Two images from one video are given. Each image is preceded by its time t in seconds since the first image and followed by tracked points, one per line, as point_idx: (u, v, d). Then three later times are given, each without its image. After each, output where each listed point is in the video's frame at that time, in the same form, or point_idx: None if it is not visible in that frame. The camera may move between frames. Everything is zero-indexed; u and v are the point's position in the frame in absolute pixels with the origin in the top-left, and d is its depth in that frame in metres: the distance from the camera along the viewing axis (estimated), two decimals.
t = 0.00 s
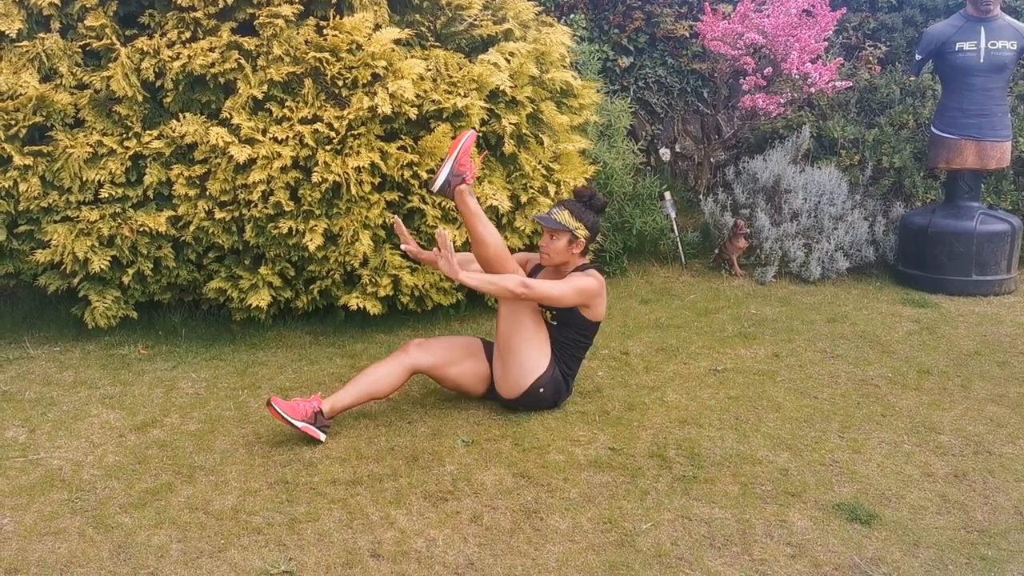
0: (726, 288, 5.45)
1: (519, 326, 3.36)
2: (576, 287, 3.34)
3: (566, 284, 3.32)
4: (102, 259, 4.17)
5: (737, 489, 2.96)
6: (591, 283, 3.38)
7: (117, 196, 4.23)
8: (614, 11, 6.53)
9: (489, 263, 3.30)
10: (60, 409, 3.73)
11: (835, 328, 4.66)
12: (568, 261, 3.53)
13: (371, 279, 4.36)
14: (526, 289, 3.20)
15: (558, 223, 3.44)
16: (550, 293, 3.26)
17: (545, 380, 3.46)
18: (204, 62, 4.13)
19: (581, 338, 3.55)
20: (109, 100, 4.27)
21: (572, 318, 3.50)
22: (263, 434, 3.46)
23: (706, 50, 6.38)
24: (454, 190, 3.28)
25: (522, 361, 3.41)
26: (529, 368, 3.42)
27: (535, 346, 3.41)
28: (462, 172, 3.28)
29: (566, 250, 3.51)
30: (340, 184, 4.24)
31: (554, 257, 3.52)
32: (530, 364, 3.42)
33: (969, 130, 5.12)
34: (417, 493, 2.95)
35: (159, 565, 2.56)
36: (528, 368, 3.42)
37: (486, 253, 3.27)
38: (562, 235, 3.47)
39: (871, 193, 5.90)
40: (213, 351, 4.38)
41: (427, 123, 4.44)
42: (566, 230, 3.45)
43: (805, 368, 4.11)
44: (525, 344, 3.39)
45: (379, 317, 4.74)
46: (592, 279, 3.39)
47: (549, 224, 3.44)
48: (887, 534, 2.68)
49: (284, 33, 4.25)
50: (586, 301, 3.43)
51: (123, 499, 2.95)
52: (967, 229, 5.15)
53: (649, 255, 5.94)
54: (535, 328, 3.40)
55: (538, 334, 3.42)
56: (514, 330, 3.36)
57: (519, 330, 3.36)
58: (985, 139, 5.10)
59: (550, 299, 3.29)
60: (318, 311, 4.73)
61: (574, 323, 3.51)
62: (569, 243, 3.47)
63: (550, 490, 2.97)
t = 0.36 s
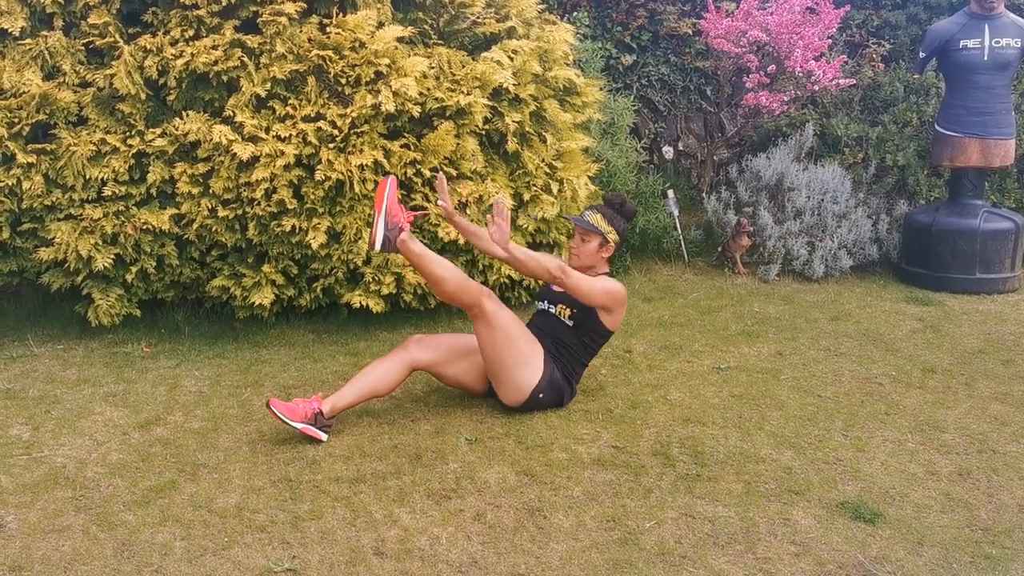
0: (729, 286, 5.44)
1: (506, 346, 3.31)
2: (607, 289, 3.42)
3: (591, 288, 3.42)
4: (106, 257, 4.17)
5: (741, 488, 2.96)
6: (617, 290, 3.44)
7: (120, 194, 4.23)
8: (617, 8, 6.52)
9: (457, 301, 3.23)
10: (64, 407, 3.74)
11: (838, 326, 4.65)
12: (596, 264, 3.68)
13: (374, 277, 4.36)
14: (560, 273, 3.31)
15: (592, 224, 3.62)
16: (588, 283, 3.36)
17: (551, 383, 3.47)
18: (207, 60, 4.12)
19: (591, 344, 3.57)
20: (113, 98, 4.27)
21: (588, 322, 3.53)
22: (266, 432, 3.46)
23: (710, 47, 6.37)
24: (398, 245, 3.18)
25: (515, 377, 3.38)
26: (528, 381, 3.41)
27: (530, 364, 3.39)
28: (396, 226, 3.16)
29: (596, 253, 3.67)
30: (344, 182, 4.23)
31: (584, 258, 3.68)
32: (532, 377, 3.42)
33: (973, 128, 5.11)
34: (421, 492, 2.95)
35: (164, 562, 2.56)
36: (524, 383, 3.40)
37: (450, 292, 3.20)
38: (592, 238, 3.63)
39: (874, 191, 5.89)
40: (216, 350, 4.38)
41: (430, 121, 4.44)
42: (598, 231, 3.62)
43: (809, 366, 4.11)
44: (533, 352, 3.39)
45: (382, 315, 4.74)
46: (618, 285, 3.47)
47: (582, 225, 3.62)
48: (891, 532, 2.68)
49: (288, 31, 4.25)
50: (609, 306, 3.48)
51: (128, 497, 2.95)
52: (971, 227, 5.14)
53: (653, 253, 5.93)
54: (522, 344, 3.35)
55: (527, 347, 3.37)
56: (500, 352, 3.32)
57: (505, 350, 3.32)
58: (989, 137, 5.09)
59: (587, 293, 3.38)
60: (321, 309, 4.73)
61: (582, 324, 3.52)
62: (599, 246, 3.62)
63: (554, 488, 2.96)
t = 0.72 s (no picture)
0: (730, 285, 5.44)
1: (498, 385, 3.41)
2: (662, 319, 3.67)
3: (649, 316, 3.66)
4: (107, 256, 4.17)
5: (742, 487, 2.95)
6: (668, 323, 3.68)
7: (121, 193, 4.23)
8: (619, 7, 6.52)
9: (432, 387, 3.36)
10: (65, 406, 3.74)
11: (840, 326, 4.65)
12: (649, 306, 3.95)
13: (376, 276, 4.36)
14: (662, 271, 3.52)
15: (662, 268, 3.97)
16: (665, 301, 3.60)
17: (552, 386, 3.52)
18: (209, 59, 4.12)
19: (611, 360, 3.73)
20: (114, 97, 4.27)
21: (621, 335, 3.74)
22: (267, 431, 3.46)
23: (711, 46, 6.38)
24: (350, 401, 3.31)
25: (517, 392, 3.44)
26: (529, 388, 3.45)
27: (526, 370, 3.44)
28: (336, 396, 3.27)
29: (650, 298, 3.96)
30: (345, 181, 4.23)
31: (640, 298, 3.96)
32: (533, 385, 3.46)
33: (974, 127, 5.10)
34: (422, 491, 2.95)
35: (164, 562, 2.57)
36: (526, 391, 3.45)
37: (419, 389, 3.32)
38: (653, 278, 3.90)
39: (875, 190, 5.88)
40: (218, 349, 4.38)
41: (432, 120, 4.44)
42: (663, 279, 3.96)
43: (810, 365, 4.10)
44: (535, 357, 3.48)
45: (384, 314, 4.74)
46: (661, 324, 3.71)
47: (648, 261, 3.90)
48: (892, 532, 2.68)
49: (289, 30, 4.26)
50: (652, 332, 3.70)
51: (128, 496, 2.95)
52: (973, 226, 5.13)
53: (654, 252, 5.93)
54: (510, 368, 3.40)
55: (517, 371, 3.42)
56: (495, 389, 3.42)
57: (498, 384, 3.40)
58: (990, 136, 5.08)
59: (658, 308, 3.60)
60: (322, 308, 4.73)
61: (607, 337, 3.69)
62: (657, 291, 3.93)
63: (555, 487, 2.97)
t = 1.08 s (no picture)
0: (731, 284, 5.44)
1: (498, 399, 3.41)
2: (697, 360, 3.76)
3: (690, 348, 3.76)
4: (107, 255, 4.17)
5: (742, 486, 2.96)
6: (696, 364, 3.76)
7: (122, 192, 4.23)
8: (619, 6, 6.53)
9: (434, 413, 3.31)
10: (66, 405, 3.74)
11: (840, 325, 4.65)
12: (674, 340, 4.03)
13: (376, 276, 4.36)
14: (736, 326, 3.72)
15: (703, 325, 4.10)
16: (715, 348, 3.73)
17: (551, 391, 3.52)
18: (209, 58, 4.12)
19: (620, 365, 3.71)
20: (114, 96, 4.27)
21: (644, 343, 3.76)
22: (268, 430, 3.46)
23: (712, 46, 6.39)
24: (351, 435, 3.21)
25: (517, 400, 3.45)
26: (527, 392, 3.45)
27: (523, 375, 3.44)
28: (336, 433, 3.16)
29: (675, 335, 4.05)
30: (345, 180, 4.23)
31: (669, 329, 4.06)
32: (534, 388, 3.47)
33: (975, 126, 5.10)
34: (422, 490, 2.95)
35: (165, 560, 2.57)
36: (524, 395, 3.45)
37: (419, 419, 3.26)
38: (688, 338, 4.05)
39: (876, 190, 5.87)
40: (218, 348, 4.38)
41: (432, 119, 4.44)
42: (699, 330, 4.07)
43: (810, 364, 4.10)
44: (528, 363, 3.46)
45: (384, 313, 4.74)
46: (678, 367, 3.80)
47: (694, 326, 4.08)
48: (893, 530, 2.68)
49: (289, 29, 4.26)
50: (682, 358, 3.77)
51: (129, 494, 2.95)
52: (974, 225, 5.13)
53: (654, 251, 5.92)
54: (508, 381, 3.40)
55: (516, 386, 3.42)
56: (494, 403, 3.43)
57: (497, 398, 3.41)
58: (991, 135, 5.08)
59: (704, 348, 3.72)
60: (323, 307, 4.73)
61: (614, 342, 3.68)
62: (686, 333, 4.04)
63: (556, 486, 2.96)
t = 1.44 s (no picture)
0: (732, 283, 5.43)
1: (499, 399, 3.40)
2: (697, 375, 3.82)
3: (696, 356, 3.79)
4: (109, 254, 4.18)
5: (743, 485, 2.96)
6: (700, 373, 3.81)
7: (124, 191, 4.24)
8: (620, 5, 6.54)
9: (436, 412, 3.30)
10: (68, 403, 3.75)
11: (841, 324, 4.65)
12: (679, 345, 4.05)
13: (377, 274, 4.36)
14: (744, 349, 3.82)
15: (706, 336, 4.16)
16: (719, 363, 3.81)
17: (553, 389, 3.52)
18: (211, 57, 4.12)
19: (622, 363, 3.72)
20: (116, 95, 4.27)
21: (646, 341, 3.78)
22: (270, 428, 3.47)
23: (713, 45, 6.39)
24: (354, 436, 3.21)
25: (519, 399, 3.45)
26: (530, 390, 3.45)
27: (526, 374, 3.43)
28: (338, 434, 3.16)
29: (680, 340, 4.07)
30: (347, 179, 4.24)
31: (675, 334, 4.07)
32: (535, 387, 3.47)
33: (977, 124, 5.09)
34: (424, 488, 2.96)
35: (167, 558, 2.57)
36: (527, 395, 3.45)
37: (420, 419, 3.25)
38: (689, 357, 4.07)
39: (878, 188, 5.86)
40: (220, 346, 4.39)
41: (433, 118, 4.44)
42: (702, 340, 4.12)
43: (812, 363, 4.10)
44: (531, 362, 3.46)
45: (385, 312, 4.74)
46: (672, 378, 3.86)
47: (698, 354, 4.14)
48: (894, 530, 2.68)
49: (291, 28, 4.25)
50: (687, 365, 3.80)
51: (131, 493, 2.96)
52: (975, 224, 5.13)
53: (655, 250, 5.92)
54: (509, 380, 3.39)
55: (518, 385, 3.41)
56: (495, 402, 3.42)
57: (499, 398, 3.40)
58: (992, 133, 5.08)
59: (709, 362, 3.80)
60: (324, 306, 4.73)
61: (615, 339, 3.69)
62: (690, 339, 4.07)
63: (557, 485, 2.97)
